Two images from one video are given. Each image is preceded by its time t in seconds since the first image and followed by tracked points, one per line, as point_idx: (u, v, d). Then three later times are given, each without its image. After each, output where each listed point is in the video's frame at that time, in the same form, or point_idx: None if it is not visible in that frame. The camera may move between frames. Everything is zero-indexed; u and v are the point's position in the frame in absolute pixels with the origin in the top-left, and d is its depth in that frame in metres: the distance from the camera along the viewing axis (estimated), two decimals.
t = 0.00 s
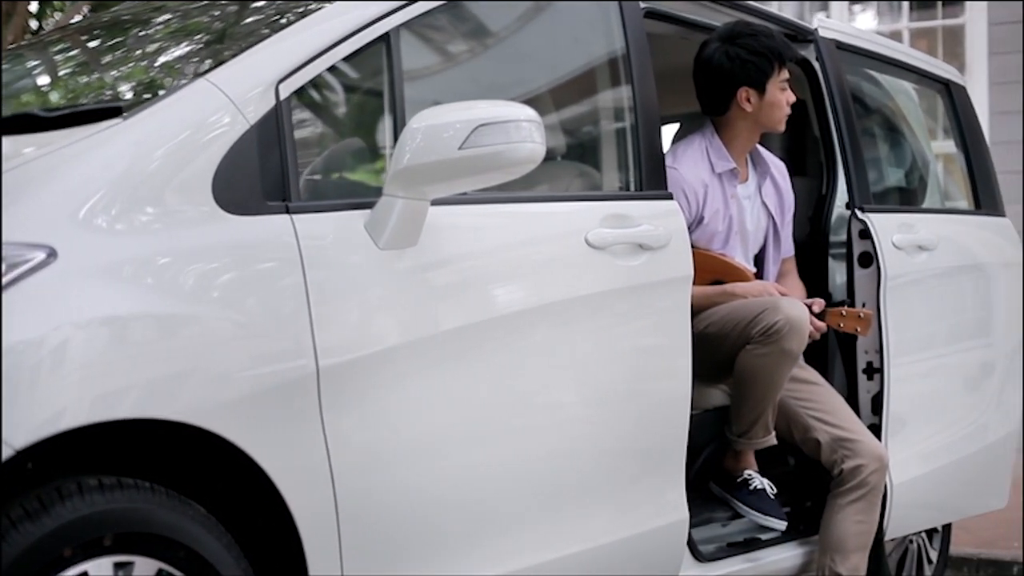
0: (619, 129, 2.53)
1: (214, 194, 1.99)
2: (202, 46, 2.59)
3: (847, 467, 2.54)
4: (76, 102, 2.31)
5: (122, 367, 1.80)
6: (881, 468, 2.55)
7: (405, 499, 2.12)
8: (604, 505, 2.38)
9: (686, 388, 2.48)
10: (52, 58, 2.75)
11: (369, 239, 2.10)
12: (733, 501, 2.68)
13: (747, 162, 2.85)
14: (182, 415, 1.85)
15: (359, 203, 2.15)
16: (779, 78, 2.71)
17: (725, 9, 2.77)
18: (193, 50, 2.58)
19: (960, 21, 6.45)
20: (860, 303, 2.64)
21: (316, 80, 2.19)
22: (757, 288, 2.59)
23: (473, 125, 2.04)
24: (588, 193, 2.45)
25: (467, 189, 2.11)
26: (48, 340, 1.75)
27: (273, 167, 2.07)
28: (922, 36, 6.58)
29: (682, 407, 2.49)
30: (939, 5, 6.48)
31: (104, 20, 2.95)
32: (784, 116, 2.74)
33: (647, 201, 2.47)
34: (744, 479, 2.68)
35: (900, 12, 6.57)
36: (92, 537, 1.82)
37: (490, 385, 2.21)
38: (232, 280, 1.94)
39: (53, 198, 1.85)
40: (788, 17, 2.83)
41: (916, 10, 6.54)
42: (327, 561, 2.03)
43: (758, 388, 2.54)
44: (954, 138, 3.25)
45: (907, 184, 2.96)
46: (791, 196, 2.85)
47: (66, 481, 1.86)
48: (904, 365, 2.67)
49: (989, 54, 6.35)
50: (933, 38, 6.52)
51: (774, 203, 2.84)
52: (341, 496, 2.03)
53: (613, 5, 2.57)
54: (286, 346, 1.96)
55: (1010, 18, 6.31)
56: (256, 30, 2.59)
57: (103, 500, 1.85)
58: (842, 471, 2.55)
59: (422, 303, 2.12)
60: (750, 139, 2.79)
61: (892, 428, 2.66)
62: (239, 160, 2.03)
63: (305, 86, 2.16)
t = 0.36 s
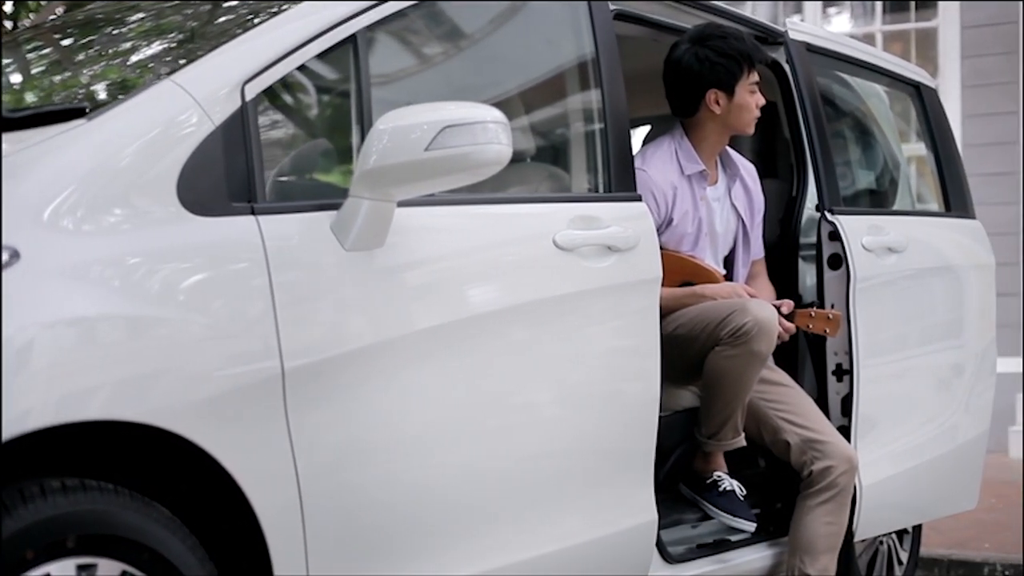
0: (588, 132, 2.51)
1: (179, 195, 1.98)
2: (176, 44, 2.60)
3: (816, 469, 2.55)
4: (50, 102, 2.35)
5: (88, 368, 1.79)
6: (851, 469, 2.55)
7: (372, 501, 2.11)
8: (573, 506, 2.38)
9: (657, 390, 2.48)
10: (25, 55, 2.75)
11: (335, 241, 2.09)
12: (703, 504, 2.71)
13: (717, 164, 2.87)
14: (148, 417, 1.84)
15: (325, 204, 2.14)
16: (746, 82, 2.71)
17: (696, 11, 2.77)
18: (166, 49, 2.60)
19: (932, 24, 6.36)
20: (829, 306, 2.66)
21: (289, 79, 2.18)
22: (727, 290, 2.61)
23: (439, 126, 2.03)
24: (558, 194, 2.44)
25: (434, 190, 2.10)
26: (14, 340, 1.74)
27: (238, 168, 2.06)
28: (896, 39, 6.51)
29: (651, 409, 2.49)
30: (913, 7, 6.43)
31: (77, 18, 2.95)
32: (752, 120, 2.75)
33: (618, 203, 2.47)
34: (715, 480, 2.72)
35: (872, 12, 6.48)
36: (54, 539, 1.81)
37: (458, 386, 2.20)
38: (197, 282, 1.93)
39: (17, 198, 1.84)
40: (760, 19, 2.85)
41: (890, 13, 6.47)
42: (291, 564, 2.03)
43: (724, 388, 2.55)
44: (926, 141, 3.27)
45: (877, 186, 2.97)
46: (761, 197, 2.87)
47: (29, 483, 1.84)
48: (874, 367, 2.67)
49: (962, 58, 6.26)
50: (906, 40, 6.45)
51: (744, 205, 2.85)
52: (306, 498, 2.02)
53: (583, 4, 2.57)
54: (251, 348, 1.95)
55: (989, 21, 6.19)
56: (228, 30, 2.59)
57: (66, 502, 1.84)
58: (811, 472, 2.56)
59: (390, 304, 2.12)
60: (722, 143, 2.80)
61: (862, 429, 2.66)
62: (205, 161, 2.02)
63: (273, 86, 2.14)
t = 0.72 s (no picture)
0: (560, 136, 2.52)
1: (148, 195, 1.97)
2: (152, 43, 2.60)
3: (789, 470, 2.56)
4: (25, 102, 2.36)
5: (60, 368, 1.78)
6: (823, 470, 2.57)
7: (345, 501, 2.10)
8: (548, 506, 2.38)
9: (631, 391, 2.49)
10: None
11: (305, 242, 2.09)
12: (676, 505, 2.69)
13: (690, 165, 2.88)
14: (121, 418, 1.82)
15: (295, 204, 2.14)
16: (721, 83, 2.73)
17: (669, 14, 2.78)
18: (142, 47, 2.61)
19: (909, 28, 6.33)
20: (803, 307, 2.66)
21: (263, 79, 2.15)
22: (699, 291, 2.61)
23: (410, 126, 2.03)
24: (530, 195, 2.44)
25: (405, 191, 2.10)
26: None
27: (207, 169, 2.05)
28: (871, 42, 6.48)
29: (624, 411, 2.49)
30: (889, 11, 6.38)
31: (52, 16, 2.93)
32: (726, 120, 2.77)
33: (588, 207, 2.49)
34: (687, 481, 2.70)
35: (849, 14, 6.46)
36: (20, 540, 1.81)
37: (431, 386, 2.20)
38: (171, 281, 1.92)
39: None
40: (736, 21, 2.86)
41: (867, 15, 6.43)
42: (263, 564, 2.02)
43: (696, 388, 2.56)
44: (900, 143, 3.29)
45: (852, 188, 2.99)
46: (734, 198, 2.88)
47: None
48: (847, 367, 2.69)
49: (938, 60, 6.22)
50: (882, 43, 6.42)
51: (717, 206, 2.86)
52: (279, 498, 2.02)
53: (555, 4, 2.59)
54: (223, 348, 1.95)
55: (964, 24, 6.18)
56: (203, 29, 2.59)
57: (34, 504, 1.83)
58: (784, 473, 2.57)
59: (363, 304, 2.11)
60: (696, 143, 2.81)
61: (835, 430, 2.67)
62: (175, 161, 2.01)
63: (245, 87, 2.13)
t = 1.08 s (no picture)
0: (536, 137, 2.52)
1: (120, 196, 1.96)
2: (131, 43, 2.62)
3: (766, 471, 2.57)
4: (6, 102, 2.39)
5: (33, 369, 1.77)
6: (801, 471, 2.57)
7: (321, 502, 2.09)
8: (527, 507, 2.38)
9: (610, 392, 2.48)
10: None
11: (278, 242, 2.08)
12: (652, 505, 2.72)
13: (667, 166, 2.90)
14: (95, 420, 1.81)
15: (269, 207, 2.12)
16: (695, 88, 2.75)
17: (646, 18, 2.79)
18: (120, 47, 2.63)
19: (888, 29, 6.28)
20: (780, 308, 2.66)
21: (242, 80, 2.16)
22: (666, 287, 2.62)
23: (383, 127, 2.02)
24: (507, 196, 2.44)
25: (378, 192, 2.09)
26: None
27: (180, 169, 2.04)
28: (852, 44, 6.43)
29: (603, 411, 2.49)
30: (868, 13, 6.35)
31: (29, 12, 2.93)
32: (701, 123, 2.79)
33: (565, 208, 2.49)
34: (663, 482, 2.75)
35: (829, 15, 6.43)
36: None
37: (408, 386, 2.19)
38: (144, 283, 1.91)
39: None
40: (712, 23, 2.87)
41: (846, 16, 6.40)
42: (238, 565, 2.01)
43: (667, 388, 2.57)
44: (878, 144, 3.29)
45: (829, 189, 3.00)
46: (711, 199, 2.89)
47: None
48: (823, 368, 2.69)
49: (917, 62, 6.18)
50: (860, 44, 6.37)
51: (694, 206, 2.88)
52: (254, 499, 2.01)
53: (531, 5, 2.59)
54: (197, 349, 1.94)
55: (943, 25, 6.13)
56: (179, 28, 2.60)
57: (5, 505, 1.82)
58: (761, 474, 2.57)
59: (337, 304, 2.11)
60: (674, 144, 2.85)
61: (811, 432, 2.68)
62: (147, 161, 2.00)
63: (218, 86, 2.12)
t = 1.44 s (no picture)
0: (513, 140, 2.52)
1: (94, 197, 1.95)
2: (111, 43, 2.60)
3: (743, 472, 2.60)
4: None
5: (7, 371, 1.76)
6: (778, 473, 2.60)
7: (299, 502, 2.09)
8: (507, 507, 2.37)
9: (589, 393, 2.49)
10: None
11: (252, 244, 2.08)
12: (629, 507, 2.71)
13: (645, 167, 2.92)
14: (71, 422, 1.80)
15: (245, 207, 2.11)
16: (674, 92, 2.77)
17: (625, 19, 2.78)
18: (101, 45, 2.63)
19: (869, 31, 6.25)
20: (757, 309, 2.67)
21: (223, 82, 2.16)
22: (625, 282, 2.63)
23: (358, 128, 2.02)
24: (484, 198, 2.44)
25: (353, 193, 2.09)
26: None
27: (154, 170, 2.03)
28: (833, 47, 6.39)
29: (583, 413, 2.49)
30: (849, 14, 6.31)
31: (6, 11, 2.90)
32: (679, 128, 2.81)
33: (543, 209, 2.49)
34: (641, 484, 2.73)
35: (809, 18, 6.38)
36: None
37: (386, 386, 2.19)
38: (119, 285, 1.91)
39: None
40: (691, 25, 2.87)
41: (826, 18, 6.36)
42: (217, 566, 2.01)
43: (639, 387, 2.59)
44: (857, 148, 3.31)
45: (808, 192, 3.02)
46: (689, 199, 2.90)
47: None
48: (802, 370, 2.69)
49: (897, 64, 6.16)
50: (841, 46, 6.34)
51: (671, 206, 2.89)
52: (232, 500, 2.01)
53: (508, 6, 2.59)
54: (172, 350, 1.93)
55: (923, 27, 6.10)
56: (160, 25, 2.60)
57: None
58: (739, 475, 2.60)
59: (314, 306, 2.10)
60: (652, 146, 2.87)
61: (788, 433, 2.68)
62: (121, 162, 1.99)
63: (193, 87, 2.12)
